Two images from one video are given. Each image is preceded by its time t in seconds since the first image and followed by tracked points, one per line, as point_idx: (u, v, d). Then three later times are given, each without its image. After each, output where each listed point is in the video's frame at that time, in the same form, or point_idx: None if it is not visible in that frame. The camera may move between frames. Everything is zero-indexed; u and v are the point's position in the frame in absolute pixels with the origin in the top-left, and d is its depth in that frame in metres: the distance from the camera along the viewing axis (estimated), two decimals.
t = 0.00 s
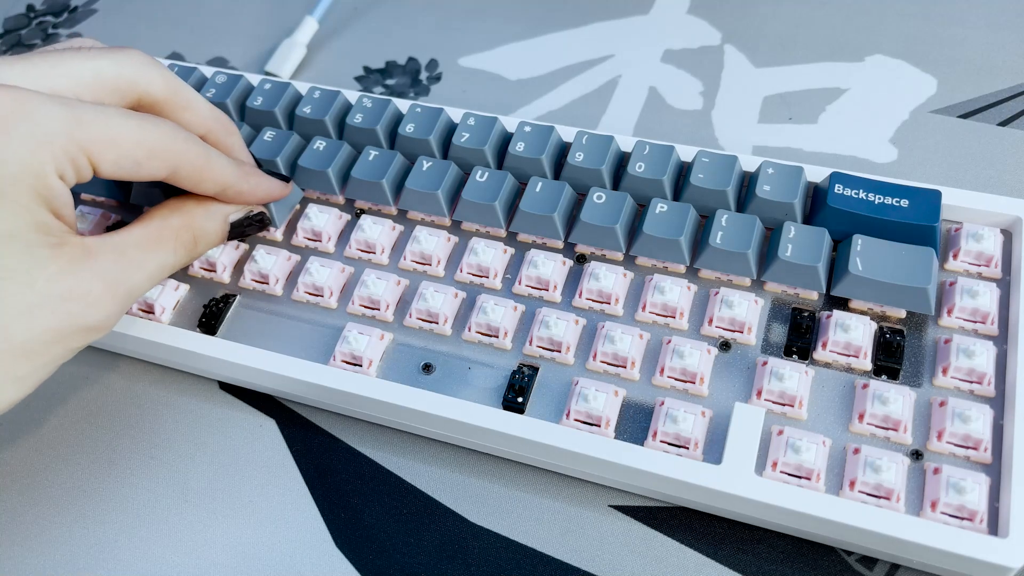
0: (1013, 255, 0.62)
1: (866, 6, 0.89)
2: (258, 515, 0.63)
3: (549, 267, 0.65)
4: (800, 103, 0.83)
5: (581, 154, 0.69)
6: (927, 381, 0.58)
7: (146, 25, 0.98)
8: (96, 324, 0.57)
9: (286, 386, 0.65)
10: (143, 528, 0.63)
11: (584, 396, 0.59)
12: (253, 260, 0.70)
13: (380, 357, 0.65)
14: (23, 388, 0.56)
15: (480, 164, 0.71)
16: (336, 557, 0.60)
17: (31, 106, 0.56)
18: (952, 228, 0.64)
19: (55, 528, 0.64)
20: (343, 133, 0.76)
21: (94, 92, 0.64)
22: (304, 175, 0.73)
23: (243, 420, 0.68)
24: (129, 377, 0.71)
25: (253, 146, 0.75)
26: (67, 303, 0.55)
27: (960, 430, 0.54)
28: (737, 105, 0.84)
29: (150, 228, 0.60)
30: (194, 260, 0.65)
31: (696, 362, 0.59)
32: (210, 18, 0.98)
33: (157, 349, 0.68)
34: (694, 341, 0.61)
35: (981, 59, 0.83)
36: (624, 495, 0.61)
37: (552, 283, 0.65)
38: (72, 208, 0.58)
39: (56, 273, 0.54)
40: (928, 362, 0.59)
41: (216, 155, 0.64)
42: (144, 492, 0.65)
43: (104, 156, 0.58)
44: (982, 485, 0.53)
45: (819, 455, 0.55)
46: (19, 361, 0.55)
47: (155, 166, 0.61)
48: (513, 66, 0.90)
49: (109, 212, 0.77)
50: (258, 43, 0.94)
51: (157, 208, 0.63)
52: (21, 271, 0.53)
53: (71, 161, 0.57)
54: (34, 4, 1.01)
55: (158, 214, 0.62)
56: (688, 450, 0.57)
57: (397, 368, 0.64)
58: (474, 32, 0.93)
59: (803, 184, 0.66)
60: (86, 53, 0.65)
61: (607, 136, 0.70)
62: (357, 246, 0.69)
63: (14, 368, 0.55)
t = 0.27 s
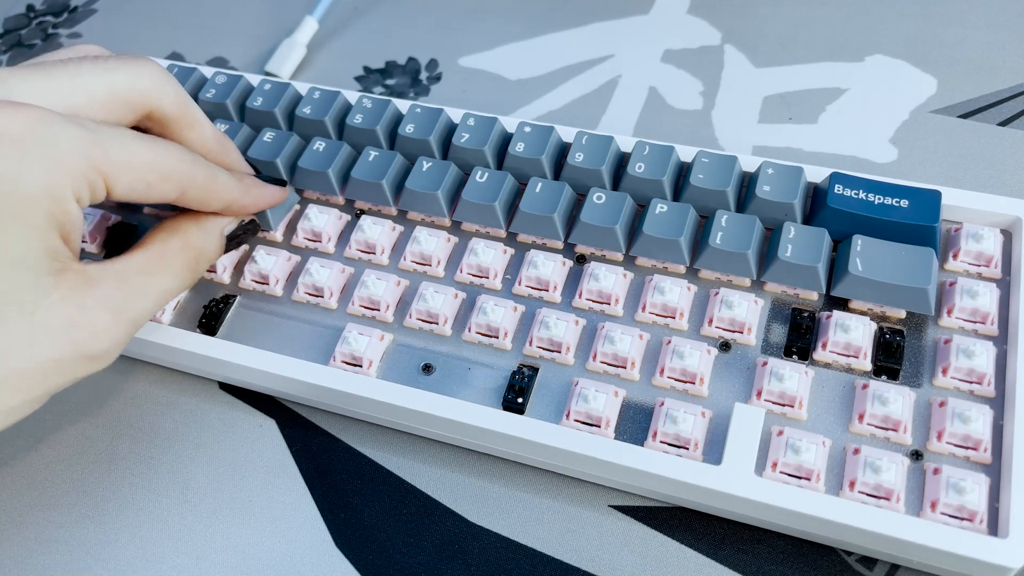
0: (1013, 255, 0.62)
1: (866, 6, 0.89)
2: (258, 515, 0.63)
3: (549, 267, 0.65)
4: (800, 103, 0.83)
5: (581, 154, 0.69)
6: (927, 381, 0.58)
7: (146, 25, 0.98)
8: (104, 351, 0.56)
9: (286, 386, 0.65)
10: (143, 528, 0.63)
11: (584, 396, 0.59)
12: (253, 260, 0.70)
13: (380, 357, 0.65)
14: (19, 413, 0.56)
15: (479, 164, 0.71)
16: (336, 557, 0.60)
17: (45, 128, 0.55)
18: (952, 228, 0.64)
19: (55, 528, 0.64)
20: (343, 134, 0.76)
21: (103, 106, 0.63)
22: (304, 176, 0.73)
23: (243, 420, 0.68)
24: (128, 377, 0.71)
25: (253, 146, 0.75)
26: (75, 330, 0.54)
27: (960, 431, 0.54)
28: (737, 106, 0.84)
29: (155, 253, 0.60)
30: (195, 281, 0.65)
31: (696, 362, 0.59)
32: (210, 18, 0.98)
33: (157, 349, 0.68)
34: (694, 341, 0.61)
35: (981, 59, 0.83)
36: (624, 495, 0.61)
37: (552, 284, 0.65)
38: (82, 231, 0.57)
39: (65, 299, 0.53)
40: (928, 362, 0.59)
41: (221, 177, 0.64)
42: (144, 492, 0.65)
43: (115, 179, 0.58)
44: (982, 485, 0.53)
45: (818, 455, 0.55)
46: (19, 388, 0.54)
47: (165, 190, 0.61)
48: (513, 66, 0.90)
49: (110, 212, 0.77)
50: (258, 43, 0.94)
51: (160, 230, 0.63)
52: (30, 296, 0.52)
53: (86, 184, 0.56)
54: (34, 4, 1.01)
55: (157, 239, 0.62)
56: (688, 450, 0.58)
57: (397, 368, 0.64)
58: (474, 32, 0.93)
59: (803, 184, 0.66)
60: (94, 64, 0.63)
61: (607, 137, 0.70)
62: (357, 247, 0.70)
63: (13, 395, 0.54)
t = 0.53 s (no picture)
0: (1012, 256, 0.62)
1: (866, 6, 0.89)
2: (258, 515, 0.63)
3: (549, 269, 0.65)
4: (800, 103, 0.83)
5: (581, 156, 0.69)
6: (926, 382, 0.58)
7: (146, 25, 0.98)
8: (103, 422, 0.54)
9: (286, 388, 0.65)
10: (144, 528, 0.63)
11: (584, 398, 0.59)
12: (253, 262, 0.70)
13: (380, 358, 0.65)
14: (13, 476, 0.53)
15: (479, 165, 0.71)
16: (336, 557, 0.60)
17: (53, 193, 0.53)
18: (952, 228, 0.64)
19: (56, 528, 0.64)
20: (343, 136, 0.76)
21: (114, 154, 0.59)
22: (304, 178, 0.73)
23: (243, 420, 0.68)
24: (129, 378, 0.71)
25: (253, 149, 0.75)
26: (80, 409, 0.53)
27: (959, 432, 0.55)
28: (737, 106, 0.84)
29: (158, 307, 0.60)
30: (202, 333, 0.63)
31: (696, 363, 0.60)
32: (209, 18, 0.98)
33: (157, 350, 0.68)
34: (694, 342, 0.61)
35: (981, 59, 0.83)
36: (624, 495, 0.61)
37: (552, 286, 0.65)
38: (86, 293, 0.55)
39: (69, 375, 0.52)
40: (927, 363, 0.59)
41: (222, 228, 0.65)
42: (145, 493, 0.65)
43: (117, 245, 0.57)
44: (981, 486, 0.53)
45: (818, 456, 0.55)
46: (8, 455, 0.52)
47: (166, 251, 0.60)
48: (513, 66, 0.90)
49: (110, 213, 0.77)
50: (258, 43, 0.94)
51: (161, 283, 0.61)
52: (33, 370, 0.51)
53: (95, 256, 0.55)
54: (34, 4, 1.01)
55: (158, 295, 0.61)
56: (688, 451, 0.58)
57: (397, 369, 0.65)
58: (474, 32, 0.93)
59: (802, 185, 0.66)
60: (107, 109, 0.60)
61: (606, 138, 0.70)
62: (357, 248, 0.70)
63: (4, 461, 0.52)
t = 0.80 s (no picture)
0: (1011, 256, 0.62)
1: (866, 6, 0.89)
2: (259, 515, 0.63)
3: (549, 271, 0.65)
4: (800, 104, 0.83)
5: (581, 157, 0.69)
6: (925, 383, 0.58)
7: (146, 25, 0.98)
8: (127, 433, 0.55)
9: (287, 389, 0.65)
10: (145, 528, 0.63)
11: (584, 398, 0.59)
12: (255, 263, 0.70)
13: (381, 359, 0.65)
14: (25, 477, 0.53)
15: (480, 167, 0.71)
16: (336, 557, 0.61)
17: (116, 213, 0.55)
18: (951, 229, 0.65)
19: (57, 528, 0.64)
20: (344, 138, 0.76)
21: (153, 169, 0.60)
22: (305, 180, 0.73)
23: (244, 421, 0.68)
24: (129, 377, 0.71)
25: (254, 153, 0.75)
26: (106, 423, 0.53)
27: (958, 432, 0.55)
28: (737, 106, 0.84)
29: (176, 319, 0.60)
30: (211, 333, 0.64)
31: (696, 364, 0.60)
32: (210, 18, 0.98)
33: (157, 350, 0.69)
34: (693, 343, 0.62)
35: (981, 59, 0.83)
36: (624, 495, 0.61)
37: (552, 287, 0.65)
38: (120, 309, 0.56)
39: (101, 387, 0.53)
40: (926, 364, 0.59)
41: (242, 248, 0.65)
42: (146, 493, 0.65)
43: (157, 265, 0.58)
44: (980, 487, 0.53)
45: (817, 456, 0.55)
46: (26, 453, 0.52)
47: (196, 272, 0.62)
48: (514, 66, 0.90)
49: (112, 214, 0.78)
50: (259, 43, 0.94)
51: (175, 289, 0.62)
52: (65, 387, 0.51)
53: (137, 276, 0.56)
54: (34, 4, 1.01)
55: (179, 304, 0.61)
56: (688, 451, 0.58)
57: (397, 370, 0.65)
58: (474, 32, 0.93)
59: (801, 187, 0.66)
60: (152, 122, 0.61)
61: (606, 139, 0.70)
62: (357, 250, 0.70)
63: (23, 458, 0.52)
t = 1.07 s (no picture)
0: (1013, 255, 0.62)
1: (867, 6, 0.89)
2: (258, 514, 0.63)
3: (549, 268, 0.65)
4: (800, 103, 0.83)
5: (581, 154, 0.69)
6: (926, 381, 0.58)
7: (146, 25, 0.98)
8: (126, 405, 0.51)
9: (286, 386, 0.65)
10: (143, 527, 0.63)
11: (585, 396, 0.59)
12: (253, 259, 0.70)
13: (380, 356, 0.65)
14: None
15: (480, 163, 0.71)
16: (335, 557, 0.60)
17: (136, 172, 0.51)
18: (952, 228, 0.64)
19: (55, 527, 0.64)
20: (343, 133, 0.76)
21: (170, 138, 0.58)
22: (304, 176, 0.73)
23: (242, 419, 0.68)
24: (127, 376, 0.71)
25: (253, 147, 0.75)
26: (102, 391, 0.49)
27: (959, 430, 0.55)
28: (738, 106, 0.84)
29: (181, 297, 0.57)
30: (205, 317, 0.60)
31: (696, 362, 0.60)
32: (210, 18, 0.98)
33: (156, 349, 0.68)
34: (694, 341, 0.61)
35: (981, 59, 0.83)
36: (624, 495, 0.61)
37: (553, 284, 0.65)
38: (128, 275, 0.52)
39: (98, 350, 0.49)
40: (928, 362, 0.59)
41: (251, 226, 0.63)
42: (144, 492, 0.65)
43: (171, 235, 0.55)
44: (982, 485, 0.53)
45: (819, 455, 0.55)
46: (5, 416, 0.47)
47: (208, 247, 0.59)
48: (513, 66, 0.90)
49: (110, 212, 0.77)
50: (258, 43, 0.94)
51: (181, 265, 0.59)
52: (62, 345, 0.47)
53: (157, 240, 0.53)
54: (34, 4, 1.01)
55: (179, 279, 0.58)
56: (688, 450, 0.57)
57: (397, 368, 0.64)
58: (474, 32, 0.93)
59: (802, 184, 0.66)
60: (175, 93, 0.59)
61: (607, 136, 0.70)
62: (357, 246, 0.70)
63: None
